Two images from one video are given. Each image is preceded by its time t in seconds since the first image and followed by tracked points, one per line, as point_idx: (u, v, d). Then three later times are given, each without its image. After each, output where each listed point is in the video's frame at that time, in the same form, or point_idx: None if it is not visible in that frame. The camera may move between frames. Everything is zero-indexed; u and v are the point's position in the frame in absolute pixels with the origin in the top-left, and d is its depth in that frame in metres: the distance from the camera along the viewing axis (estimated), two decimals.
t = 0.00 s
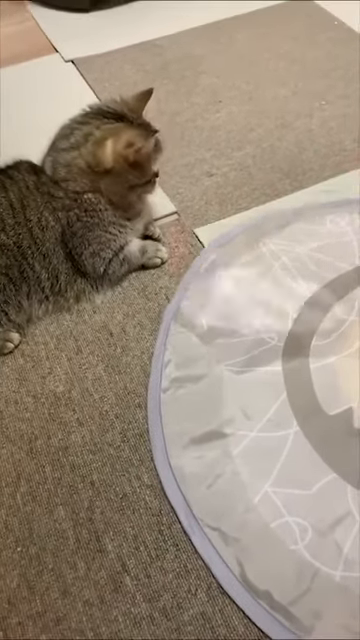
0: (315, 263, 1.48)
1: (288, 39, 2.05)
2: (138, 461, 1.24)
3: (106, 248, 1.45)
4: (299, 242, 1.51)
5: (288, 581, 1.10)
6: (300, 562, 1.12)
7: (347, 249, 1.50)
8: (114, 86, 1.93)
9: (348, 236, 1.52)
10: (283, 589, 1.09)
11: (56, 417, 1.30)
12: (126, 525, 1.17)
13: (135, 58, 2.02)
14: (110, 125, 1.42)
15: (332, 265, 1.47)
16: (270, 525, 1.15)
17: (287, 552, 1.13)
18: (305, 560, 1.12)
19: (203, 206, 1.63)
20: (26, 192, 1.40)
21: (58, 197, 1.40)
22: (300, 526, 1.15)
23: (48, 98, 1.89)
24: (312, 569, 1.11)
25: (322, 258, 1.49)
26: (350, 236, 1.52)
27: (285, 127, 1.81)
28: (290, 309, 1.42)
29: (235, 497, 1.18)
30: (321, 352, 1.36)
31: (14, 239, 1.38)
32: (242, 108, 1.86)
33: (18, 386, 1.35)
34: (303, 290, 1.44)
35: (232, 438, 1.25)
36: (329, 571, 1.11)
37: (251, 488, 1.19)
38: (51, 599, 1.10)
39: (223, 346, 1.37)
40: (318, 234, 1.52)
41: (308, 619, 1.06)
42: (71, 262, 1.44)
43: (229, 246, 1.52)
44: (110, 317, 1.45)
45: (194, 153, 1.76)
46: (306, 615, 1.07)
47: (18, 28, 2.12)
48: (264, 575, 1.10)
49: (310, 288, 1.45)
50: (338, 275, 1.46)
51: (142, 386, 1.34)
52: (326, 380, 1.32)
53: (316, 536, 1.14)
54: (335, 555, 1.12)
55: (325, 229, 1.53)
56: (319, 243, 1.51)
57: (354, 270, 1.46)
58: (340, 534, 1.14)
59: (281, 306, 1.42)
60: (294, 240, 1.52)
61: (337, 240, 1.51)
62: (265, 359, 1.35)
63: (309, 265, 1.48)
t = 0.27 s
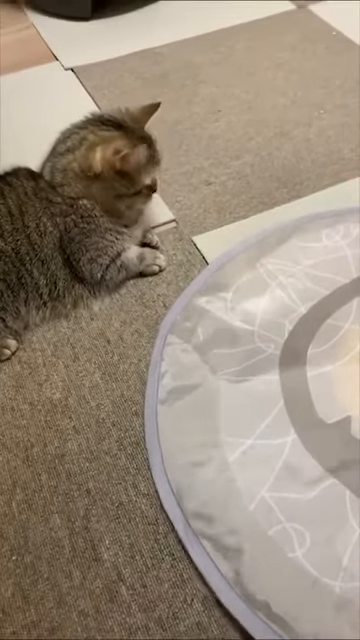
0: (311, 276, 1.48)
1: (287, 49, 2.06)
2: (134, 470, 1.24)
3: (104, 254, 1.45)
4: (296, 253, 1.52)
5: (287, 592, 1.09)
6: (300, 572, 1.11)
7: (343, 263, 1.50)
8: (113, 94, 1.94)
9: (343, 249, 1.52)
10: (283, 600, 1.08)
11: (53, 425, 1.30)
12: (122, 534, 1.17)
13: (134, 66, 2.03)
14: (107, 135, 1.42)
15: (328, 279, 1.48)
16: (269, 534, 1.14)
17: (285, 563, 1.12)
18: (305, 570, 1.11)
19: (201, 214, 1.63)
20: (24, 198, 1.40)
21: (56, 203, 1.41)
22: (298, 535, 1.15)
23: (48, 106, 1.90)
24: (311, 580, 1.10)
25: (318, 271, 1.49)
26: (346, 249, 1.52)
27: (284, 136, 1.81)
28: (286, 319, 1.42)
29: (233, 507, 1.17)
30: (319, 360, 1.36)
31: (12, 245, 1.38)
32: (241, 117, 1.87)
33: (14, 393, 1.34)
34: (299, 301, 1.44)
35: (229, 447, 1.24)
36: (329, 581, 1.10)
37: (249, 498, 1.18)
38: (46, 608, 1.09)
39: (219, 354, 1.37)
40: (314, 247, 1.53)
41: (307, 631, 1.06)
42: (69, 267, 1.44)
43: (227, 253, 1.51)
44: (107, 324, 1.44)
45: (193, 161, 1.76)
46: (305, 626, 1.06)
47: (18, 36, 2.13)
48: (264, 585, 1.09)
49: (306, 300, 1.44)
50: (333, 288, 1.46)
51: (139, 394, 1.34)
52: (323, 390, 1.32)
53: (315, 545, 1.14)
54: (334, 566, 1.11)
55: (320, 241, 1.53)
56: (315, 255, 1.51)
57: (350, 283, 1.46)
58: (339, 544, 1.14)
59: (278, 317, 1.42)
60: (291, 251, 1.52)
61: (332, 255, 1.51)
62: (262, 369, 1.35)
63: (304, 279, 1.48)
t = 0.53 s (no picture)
0: (309, 284, 1.48)
1: (285, 56, 2.07)
2: (131, 476, 1.23)
3: (101, 258, 1.44)
4: (293, 261, 1.52)
5: (284, 602, 1.08)
6: (298, 583, 1.10)
7: (340, 270, 1.50)
8: (112, 99, 1.94)
9: (340, 257, 1.52)
10: (279, 610, 1.07)
11: (49, 430, 1.29)
12: (118, 540, 1.16)
13: (132, 72, 2.03)
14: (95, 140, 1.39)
15: (325, 286, 1.47)
16: (267, 544, 1.14)
17: (283, 572, 1.11)
18: (303, 581, 1.10)
19: (199, 220, 1.63)
20: (22, 202, 1.40)
21: (53, 206, 1.40)
22: (297, 545, 1.14)
23: (46, 111, 1.90)
24: (309, 590, 1.09)
25: (315, 279, 1.49)
26: (343, 257, 1.52)
27: (282, 142, 1.82)
28: (284, 326, 1.42)
29: (231, 515, 1.17)
30: (317, 368, 1.36)
31: (9, 249, 1.38)
32: (239, 123, 1.87)
33: (11, 398, 1.34)
34: (297, 309, 1.44)
35: (227, 456, 1.24)
36: (326, 592, 1.09)
37: (247, 508, 1.18)
38: (41, 615, 1.08)
39: (217, 362, 1.37)
40: (311, 254, 1.53)
41: None
42: (65, 271, 1.44)
43: (225, 261, 1.51)
44: (104, 329, 1.44)
45: (191, 167, 1.76)
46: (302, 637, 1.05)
47: (17, 41, 2.13)
48: (261, 596, 1.09)
49: (303, 308, 1.44)
50: (330, 296, 1.46)
51: (136, 400, 1.33)
52: (321, 398, 1.32)
53: (313, 556, 1.13)
54: (332, 576, 1.11)
55: (317, 249, 1.53)
56: (311, 263, 1.51)
57: (347, 290, 1.46)
58: (337, 554, 1.13)
59: (275, 324, 1.42)
60: (288, 259, 1.52)
61: (329, 262, 1.51)
62: (260, 378, 1.34)
63: (302, 287, 1.47)
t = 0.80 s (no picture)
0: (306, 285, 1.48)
1: (283, 59, 2.07)
2: (128, 478, 1.23)
3: (100, 260, 1.45)
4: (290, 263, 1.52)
5: (282, 604, 1.08)
6: (296, 586, 1.10)
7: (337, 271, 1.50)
8: (110, 102, 1.94)
9: (337, 259, 1.52)
10: (277, 613, 1.07)
11: (46, 432, 1.29)
12: (116, 542, 1.16)
13: (131, 74, 2.04)
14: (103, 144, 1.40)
15: (322, 287, 1.48)
16: (265, 546, 1.14)
17: (283, 576, 1.11)
18: (302, 583, 1.10)
19: (197, 222, 1.63)
20: (20, 204, 1.40)
21: (52, 208, 1.41)
22: (295, 547, 1.13)
23: (44, 113, 1.90)
24: (309, 594, 1.09)
25: (312, 281, 1.49)
26: (340, 258, 1.52)
27: (280, 144, 1.82)
28: (281, 327, 1.42)
29: (230, 517, 1.17)
30: (315, 369, 1.36)
31: (7, 251, 1.38)
32: (237, 125, 1.87)
33: (8, 400, 1.34)
34: (295, 311, 1.44)
35: (226, 458, 1.24)
36: (325, 594, 1.09)
37: (245, 510, 1.18)
38: (38, 618, 1.08)
39: (216, 364, 1.36)
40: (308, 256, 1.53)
41: None
42: (64, 274, 1.43)
43: (221, 263, 1.52)
44: (102, 331, 1.44)
45: (189, 169, 1.76)
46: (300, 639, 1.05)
47: (15, 44, 2.14)
48: (260, 598, 1.09)
49: (301, 310, 1.44)
50: (328, 297, 1.46)
51: (134, 401, 1.33)
52: (319, 399, 1.32)
53: (312, 558, 1.12)
54: (330, 579, 1.10)
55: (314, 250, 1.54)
56: (309, 265, 1.52)
57: (345, 291, 1.46)
58: (336, 555, 1.12)
59: (273, 326, 1.42)
60: (285, 261, 1.53)
61: (326, 263, 1.52)
62: (258, 379, 1.34)
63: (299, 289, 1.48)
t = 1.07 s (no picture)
0: (304, 284, 1.48)
1: (282, 58, 2.07)
2: (128, 478, 1.23)
3: (99, 260, 1.45)
4: (289, 262, 1.52)
5: (284, 606, 1.07)
6: (300, 587, 1.09)
7: (335, 271, 1.50)
8: (110, 102, 1.94)
9: (336, 259, 1.52)
10: (280, 614, 1.06)
11: (46, 432, 1.29)
12: (115, 542, 1.15)
13: (131, 75, 2.04)
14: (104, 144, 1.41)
15: (320, 287, 1.47)
16: (267, 543, 1.13)
17: (285, 577, 1.10)
18: (306, 583, 1.09)
19: (197, 221, 1.63)
20: (19, 204, 1.40)
21: (51, 208, 1.41)
22: (297, 544, 1.13)
23: (44, 113, 1.90)
24: (310, 594, 1.08)
25: (310, 280, 1.48)
26: (338, 258, 1.52)
27: (279, 144, 1.82)
28: (280, 328, 1.41)
29: (230, 520, 1.16)
30: (315, 369, 1.36)
31: (7, 251, 1.38)
32: (236, 125, 1.87)
33: (8, 400, 1.34)
34: (293, 311, 1.44)
35: (226, 457, 1.23)
36: (328, 594, 1.08)
37: (245, 507, 1.17)
38: (37, 618, 1.08)
39: (215, 365, 1.36)
40: (306, 255, 1.52)
41: None
42: (64, 273, 1.44)
43: (219, 263, 1.51)
44: (102, 331, 1.44)
45: (189, 169, 1.76)
46: None
47: (15, 44, 2.14)
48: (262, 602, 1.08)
49: (299, 309, 1.44)
50: (326, 297, 1.46)
51: (134, 401, 1.33)
52: (318, 399, 1.31)
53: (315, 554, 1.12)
54: (334, 576, 1.10)
55: (312, 249, 1.53)
56: (307, 263, 1.51)
57: (342, 291, 1.46)
58: (337, 555, 1.12)
59: (272, 325, 1.42)
60: (284, 259, 1.52)
61: (324, 262, 1.51)
62: (258, 379, 1.34)
63: (297, 288, 1.47)
